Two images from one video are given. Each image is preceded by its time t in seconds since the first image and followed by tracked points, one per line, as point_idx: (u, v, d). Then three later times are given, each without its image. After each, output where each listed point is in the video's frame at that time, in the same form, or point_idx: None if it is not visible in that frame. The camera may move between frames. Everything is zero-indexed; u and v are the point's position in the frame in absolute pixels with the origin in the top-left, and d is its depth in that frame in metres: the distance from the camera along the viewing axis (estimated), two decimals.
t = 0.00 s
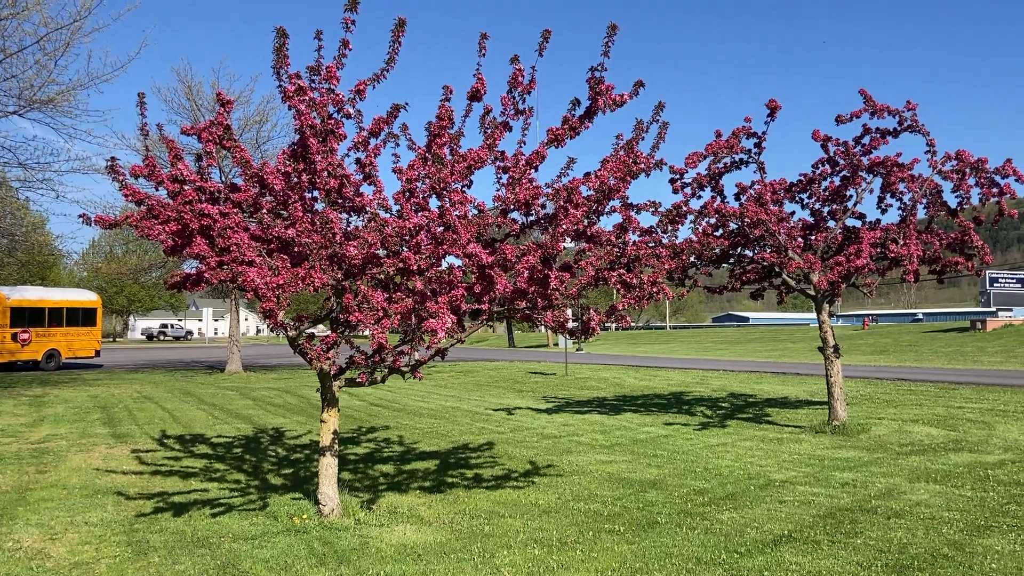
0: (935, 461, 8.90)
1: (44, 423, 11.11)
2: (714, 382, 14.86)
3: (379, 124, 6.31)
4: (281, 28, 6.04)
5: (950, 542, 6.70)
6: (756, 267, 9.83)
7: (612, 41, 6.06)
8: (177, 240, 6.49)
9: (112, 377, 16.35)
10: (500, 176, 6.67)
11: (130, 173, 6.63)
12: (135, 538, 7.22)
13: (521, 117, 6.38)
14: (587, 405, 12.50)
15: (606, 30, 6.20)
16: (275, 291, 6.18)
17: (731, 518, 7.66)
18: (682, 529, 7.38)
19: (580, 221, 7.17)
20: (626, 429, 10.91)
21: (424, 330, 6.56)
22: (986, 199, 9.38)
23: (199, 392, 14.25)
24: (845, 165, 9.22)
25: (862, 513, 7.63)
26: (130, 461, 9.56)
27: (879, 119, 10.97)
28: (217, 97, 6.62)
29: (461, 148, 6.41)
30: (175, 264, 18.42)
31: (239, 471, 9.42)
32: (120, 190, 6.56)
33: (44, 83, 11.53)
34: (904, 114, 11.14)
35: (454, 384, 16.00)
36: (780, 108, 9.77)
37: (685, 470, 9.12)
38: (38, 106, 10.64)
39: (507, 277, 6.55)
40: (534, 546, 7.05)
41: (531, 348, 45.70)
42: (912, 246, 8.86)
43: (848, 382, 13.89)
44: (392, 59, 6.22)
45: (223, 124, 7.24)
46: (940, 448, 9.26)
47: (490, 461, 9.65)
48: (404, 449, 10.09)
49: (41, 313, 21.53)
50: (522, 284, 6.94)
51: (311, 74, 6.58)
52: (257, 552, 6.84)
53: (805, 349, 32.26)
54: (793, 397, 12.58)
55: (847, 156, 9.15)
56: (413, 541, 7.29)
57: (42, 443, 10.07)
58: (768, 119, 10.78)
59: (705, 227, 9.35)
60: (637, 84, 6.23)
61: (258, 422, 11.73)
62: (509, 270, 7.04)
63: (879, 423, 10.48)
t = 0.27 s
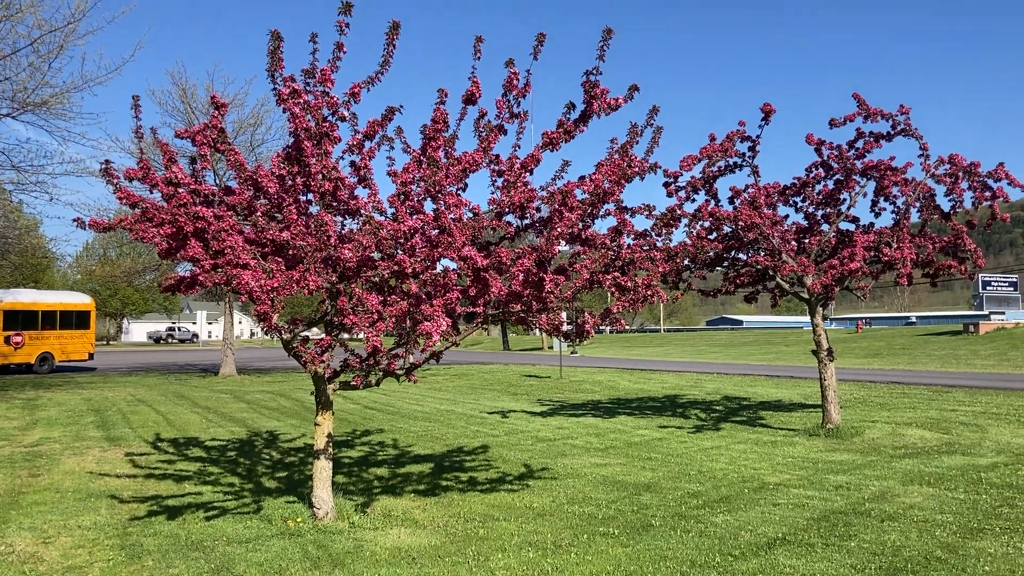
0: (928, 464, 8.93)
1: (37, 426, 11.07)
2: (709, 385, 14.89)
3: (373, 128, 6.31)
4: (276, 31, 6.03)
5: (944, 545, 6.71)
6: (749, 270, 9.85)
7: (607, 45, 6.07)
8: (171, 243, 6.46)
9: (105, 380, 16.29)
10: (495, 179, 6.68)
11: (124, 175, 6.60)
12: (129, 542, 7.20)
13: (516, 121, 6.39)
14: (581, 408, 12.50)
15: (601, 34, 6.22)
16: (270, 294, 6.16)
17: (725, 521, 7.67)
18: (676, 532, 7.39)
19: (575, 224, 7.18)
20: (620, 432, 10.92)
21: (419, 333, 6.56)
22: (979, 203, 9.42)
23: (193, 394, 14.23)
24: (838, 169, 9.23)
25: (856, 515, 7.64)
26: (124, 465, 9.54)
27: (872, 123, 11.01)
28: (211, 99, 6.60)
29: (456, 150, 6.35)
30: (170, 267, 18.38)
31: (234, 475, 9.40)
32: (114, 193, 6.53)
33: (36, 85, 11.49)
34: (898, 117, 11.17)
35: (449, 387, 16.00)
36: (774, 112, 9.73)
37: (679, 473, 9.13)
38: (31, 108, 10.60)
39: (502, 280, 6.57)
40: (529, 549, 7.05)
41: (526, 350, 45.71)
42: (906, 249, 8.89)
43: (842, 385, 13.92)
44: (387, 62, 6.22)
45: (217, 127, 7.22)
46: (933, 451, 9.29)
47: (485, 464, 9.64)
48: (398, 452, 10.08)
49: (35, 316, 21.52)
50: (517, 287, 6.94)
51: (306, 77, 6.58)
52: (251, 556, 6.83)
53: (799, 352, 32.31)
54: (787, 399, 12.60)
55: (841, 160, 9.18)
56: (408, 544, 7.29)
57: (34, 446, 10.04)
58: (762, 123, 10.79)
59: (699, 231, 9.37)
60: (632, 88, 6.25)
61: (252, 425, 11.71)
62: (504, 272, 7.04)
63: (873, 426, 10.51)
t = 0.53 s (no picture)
0: (918, 467, 8.97)
1: (26, 431, 11.01)
2: (700, 389, 14.91)
3: (365, 132, 6.30)
4: (267, 35, 6.03)
5: (934, 548, 6.74)
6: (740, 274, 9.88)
7: (598, 50, 6.09)
8: (162, 247, 6.43)
9: (95, 384, 16.22)
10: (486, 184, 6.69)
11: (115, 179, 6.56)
12: (119, 547, 7.17)
13: (508, 125, 6.40)
14: (573, 412, 12.51)
15: (592, 39, 6.24)
16: (261, 299, 6.13)
17: (716, 525, 7.69)
18: (667, 536, 7.40)
19: (566, 228, 7.19)
20: (612, 436, 10.93)
21: (411, 337, 6.57)
22: (968, 208, 9.47)
23: (184, 399, 14.18)
24: (829, 173, 9.27)
25: (846, 519, 7.67)
26: (114, 469, 9.49)
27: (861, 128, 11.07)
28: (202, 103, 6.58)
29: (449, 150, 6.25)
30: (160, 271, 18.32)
31: (224, 479, 9.38)
32: (104, 197, 6.50)
33: (26, 88, 11.45)
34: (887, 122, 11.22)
35: (440, 391, 15.99)
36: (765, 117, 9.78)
37: (670, 477, 9.14)
38: (20, 111, 10.55)
39: (494, 284, 6.56)
40: (520, 553, 7.04)
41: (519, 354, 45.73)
42: (895, 253, 8.93)
43: (833, 388, 13.97)
44: (379, 66, 6.23)
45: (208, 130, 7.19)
46: (923, 454, 9.33)
47: (476, 469, 9.64)
48: (389, 457, 10.07)
49: (24, 320, 21.55)
50: (508, 292, 6.94)
51: (298, 81, 6.58)
52: (241, 561, 6.81)
53: (791, 356, 32.40)
54: (778, 403, 12.64)
55: (831, 164, 9.21)
56: (399, 549, 7.28)
57: (23, 451, 9.98)
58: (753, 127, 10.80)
59: (690, 235, 9.39)
60: (623, 93, 6.27)
61: (243, 429, 11.68)
62: (495, 277, 7.04)
63: (863, 430, 10.54)
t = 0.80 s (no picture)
0: (906, 471, 8.99)
1: (11, 436, 10.92)
2: (689, 393, 14.94)
3: (354, 135, 6.26)
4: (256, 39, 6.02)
5: (921, 552, 6.76)
6: (728, 279, 9.91)
7: (586, 54, 6.11)
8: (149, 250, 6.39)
9: (82, 389, 16.12)
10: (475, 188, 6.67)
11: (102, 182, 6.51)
12: (105, 553, 7.12)
13: (496, 129, 6.40)
14: (562, 417, 12.51)
15: (580, 44, 6.26)
16: (249, 303, 6.10)
17: (705, 529, 7.69)
18: (656, 540, 7.40)
19: (556, 232, 7.17)
20: (601, 440, 10.93)
21: (399, 342, 6.52)
22: (955, 212, 9.51)
23: (171, 404, 14.11)
24: (817, 178, 9.30)
25: (835, 523, 7.69)
26: (101, 475, 9.43)
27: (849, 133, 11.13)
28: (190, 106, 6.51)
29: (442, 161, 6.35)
30: (148, 275, 18.24)
31: (212, 484, 9.33)
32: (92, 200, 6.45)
33: (11, 91, 11.38)
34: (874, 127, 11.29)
35: (429, 396, 15.96)
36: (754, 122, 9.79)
37: (659, 481, 9.14)
38: (5, 115, 10.48)
39: (483, 288, 6.54)
40: (509, 558, 7.03)
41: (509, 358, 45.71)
42: (883, 258, 8.96)
43: (821, 392, 14.02)
44: (367, 70, 6.22)
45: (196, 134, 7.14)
46: (910, 458, 9.37)
47: (465, 473, 9.62)
48: (378, 462, 10.04)
49: (10, 324, 21.40)
50: (497, 296, 6.90)
51: (286, 86, 6.56)
52: (228, 567, 6.77)
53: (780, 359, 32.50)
54: (766, 407, 12.67)
55: (819, 169, 9.24)
56: (387, 554, 7.25)
57: (9, 456, 9.90)
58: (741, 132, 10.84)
59: (678, 239, 9.41)
60: (611, 97, 6.29)
61: (231, 434, 11.63)
62: (485, 281, 7.00)
63: (851, 434, 10.57)
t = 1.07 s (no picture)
0: (892, 475, 9.03)
1: None
2: (677, 398, 14.97)
3: (342, 140, 6.27)
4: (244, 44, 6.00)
5: (908, 556, 6.79)
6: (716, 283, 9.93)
7: (574, 60, 6.13)
8: (136, 255, 6.31)
9: (68, 394, 16.01)
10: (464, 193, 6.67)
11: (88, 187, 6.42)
12: (90, 560, 7.06)
13: (485, 135, 6.42)
14: (551, 421, 12.51)
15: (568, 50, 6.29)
16: (236, 308, 6.06)
17: (693, 534, 7.70)
18: (644, 545, 7.40)
19: (544, 237, 7.17)
20: (589, 445, 10.93)
21: (387, 347, 6.52)
22: (941, 218, 9.58)
23: (158, 409, 14.03)
24: (804, 184, 9.34)
25: (822, 527, 7.71)
26: (86, 481, 9.37)
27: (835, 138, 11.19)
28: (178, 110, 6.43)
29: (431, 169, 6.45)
30: (135, 279, 18.13)
31: (199, 490, 9.28)
32: (78, 205, 6.35)
33: None
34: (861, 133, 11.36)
35: (418, 401, 15.93)
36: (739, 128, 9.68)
37: (647, 486, 9.15)
38: None
39: (471, 293, 6.55)
40: (497, 564, 7.02)
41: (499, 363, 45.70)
42: (869, 263, 9.00)
43: (808, 397, 14.08)
44: (356, 75, 6.21)
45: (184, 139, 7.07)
46: (897, 462, 9.41)
47: (453, 479, 9.61)
48: (366, 467, 10.02)
49: None
50: (486, 301, 6.89)
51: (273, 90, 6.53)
52: (214, 573, 6.73)
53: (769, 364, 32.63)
54: (753, 412, 12.70)
55: (806, 175, 9.29)
56: (375, 560, 7.23)
57: None
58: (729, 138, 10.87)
59: (666, 245, 9.44)
60: (599, 103, 6.31)
61: (218, 440, 11.58)
62: (473, 286, 7.01)
63: (838, 438, 10.61)
